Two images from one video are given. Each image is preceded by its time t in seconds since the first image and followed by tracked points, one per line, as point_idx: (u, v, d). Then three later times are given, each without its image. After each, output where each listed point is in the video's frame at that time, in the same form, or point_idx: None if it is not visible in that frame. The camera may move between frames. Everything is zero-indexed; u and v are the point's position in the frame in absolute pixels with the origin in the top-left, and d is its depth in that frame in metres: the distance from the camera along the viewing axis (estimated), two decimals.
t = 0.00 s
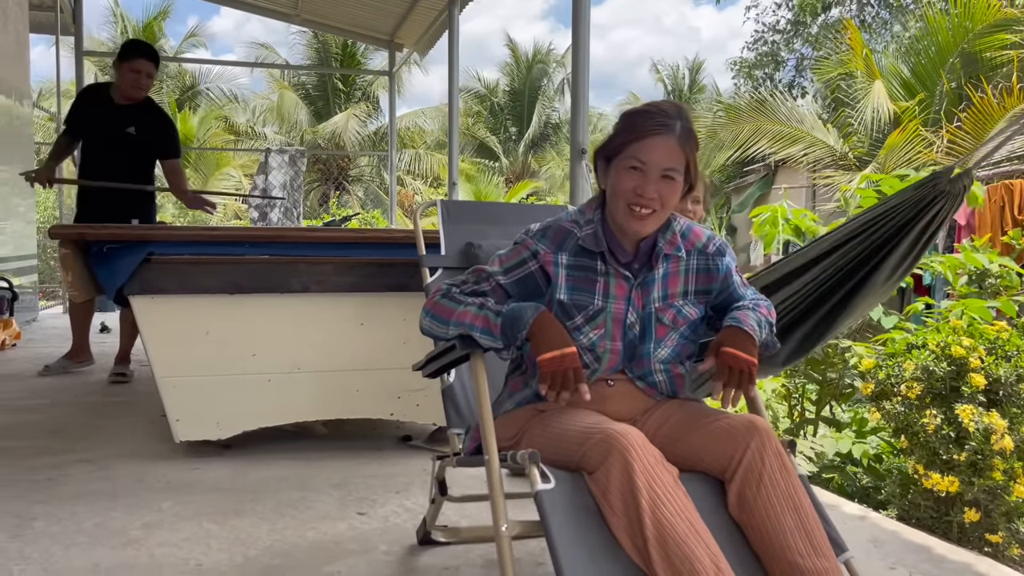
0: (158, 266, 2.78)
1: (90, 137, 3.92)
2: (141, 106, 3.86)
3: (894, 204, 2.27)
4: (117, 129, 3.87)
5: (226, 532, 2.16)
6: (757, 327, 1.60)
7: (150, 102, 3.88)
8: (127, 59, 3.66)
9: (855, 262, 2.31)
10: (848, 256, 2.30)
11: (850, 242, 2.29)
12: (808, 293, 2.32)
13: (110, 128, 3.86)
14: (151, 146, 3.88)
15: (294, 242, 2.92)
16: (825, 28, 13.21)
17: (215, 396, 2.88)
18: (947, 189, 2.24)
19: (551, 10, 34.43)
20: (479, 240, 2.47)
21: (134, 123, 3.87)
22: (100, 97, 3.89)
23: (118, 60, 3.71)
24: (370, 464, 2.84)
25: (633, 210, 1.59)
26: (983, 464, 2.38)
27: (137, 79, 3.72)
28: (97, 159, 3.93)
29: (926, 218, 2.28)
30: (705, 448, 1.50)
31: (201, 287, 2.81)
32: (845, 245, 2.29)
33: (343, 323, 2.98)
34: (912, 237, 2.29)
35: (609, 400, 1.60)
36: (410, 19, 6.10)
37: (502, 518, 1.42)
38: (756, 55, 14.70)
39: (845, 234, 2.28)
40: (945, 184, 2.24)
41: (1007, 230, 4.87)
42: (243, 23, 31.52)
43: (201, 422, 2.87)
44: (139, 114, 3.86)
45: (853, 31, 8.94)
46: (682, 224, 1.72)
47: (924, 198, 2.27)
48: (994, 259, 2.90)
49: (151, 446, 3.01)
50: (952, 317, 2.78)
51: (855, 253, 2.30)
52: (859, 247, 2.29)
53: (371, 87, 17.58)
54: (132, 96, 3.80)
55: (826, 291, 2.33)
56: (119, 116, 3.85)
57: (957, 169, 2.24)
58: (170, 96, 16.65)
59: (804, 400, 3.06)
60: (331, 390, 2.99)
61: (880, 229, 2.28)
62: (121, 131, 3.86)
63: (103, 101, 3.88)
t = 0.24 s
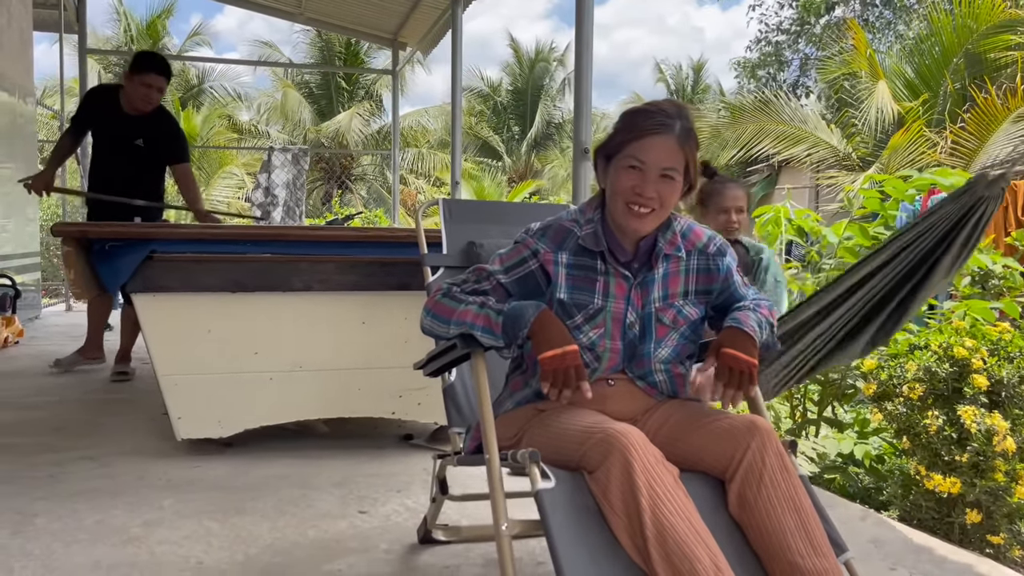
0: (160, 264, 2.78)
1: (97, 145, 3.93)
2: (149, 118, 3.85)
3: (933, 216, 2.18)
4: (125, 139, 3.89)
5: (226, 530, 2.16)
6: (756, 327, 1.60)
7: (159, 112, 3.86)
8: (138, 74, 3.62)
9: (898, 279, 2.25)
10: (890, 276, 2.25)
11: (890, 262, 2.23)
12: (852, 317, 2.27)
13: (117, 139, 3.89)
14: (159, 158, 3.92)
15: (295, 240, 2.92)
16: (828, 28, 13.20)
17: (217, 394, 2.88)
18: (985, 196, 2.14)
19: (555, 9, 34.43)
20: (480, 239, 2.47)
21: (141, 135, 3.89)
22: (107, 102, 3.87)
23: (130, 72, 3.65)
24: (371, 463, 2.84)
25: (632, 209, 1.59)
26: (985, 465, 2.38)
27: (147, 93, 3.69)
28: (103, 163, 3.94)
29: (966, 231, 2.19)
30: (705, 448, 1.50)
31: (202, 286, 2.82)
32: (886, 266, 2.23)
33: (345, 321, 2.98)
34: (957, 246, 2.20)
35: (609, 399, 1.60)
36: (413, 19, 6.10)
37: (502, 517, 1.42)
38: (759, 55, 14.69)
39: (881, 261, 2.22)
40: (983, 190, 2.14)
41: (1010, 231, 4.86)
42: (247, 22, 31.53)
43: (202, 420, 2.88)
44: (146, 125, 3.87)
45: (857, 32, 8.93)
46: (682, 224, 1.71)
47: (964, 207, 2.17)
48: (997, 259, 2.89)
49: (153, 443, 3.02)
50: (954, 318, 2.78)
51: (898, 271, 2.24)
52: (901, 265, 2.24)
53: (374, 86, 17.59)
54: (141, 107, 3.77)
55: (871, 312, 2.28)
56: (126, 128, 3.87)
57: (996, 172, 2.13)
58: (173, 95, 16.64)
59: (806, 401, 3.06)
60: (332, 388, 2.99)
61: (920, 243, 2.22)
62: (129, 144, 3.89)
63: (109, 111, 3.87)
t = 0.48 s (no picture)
0: (162, 262, 2.78)
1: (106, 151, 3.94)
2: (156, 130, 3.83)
3: (970, 213, 1.94)
4: (132, 148, 3.89)
5: (227, 528, 2.16)
6: (756, 326, 1.60)
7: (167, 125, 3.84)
8: (145, 91, 3.61)
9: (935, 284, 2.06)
10: (925, 283, 2.06)
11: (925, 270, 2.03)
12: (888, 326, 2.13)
13: (124, 147, 3.89)
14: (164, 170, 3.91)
15: (298, 238, 2.92)
16: (832, 27, 13.19)
17: (218, 392, 2.89)
18: None
19: (558, 8, 34.42)
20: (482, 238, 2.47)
21: (148, 147, 3.88)
22: (116, 108, 3.87)
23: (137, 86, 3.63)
24: (372, 461, 2.84)
25: (633, 208, 1.59)
26: (987, 466, 2.37)
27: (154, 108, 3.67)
28: (110, 166, 3.94)
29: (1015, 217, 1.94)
30: (705, 447, 1.50)
31: (204, 284, 2.82)
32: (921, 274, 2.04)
33: (347, 320, 2.98)
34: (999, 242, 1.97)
35: (610, 399, 1.60)
36: (416, 17, 6.11)
37: (502, 516, 1.42)
38: (762, 54, 14.69)
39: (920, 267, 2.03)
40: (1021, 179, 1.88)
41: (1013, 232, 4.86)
42: (251, 20, 31.54)
43: (204, 418, 2.89)
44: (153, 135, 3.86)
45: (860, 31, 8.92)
46: (683, 223, 1.71)
47: (1002, 201, 1.92)
48: (999, 259, 2.88)
49: (155, 441, 3.02)
50: (956, 318, 2.78)
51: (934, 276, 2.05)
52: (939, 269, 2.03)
53: (377, 84, 17.59)
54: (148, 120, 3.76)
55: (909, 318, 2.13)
56: (133, 137, 3.87)
57: None
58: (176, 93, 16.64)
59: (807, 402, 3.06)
60: (333, 386, 3.00)
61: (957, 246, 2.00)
62: (135, 154, 3.89)
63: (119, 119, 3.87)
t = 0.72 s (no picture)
0: (163, 260, 2.78)
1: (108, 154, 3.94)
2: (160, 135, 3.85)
3: (981, 208, 2.07)
4: (134, 153, 3.90)
5: (227, 525, 2.16)
6: (756, 325, 1.60)
7: (171, 132, 3.84)
8: (153, 97, 3.61)
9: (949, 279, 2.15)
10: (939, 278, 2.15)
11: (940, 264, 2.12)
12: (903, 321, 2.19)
13: (127, 151, 3.89)
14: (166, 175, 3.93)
15: (298, 236, 2.92)
16: (834, 27, 13.20)
17: (218, 390, 2.89)
18: None
19: (560, 7, 34.42)
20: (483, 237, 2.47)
21: (151, 151, 3.89)
22: (120, 111, 3.88)
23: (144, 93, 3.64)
24: (372, 459, 2.84)
25: (634, 206, 1.59)
26: (987, 467, 2.37)
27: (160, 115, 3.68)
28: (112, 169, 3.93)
29: None
30: (705, 446, 1.50)
31: (205, 282, 2.82)
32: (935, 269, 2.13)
33: (347, 318, 2.98)
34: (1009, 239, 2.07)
35: (610, 398, 1.60)
36: (417, 16, 6.11)
37: (501, 515, 1.42)
38: (764, 54, 14.69)
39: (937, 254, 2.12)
40: None
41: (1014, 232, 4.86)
42: (253, 18, 31.55)
43: (205, 415, 2.89)
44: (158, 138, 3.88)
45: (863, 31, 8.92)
46: (683, 223, 1.71)
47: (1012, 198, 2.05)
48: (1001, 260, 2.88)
49: (155, 438, 3.02)
50: (957, 319, 2.78)
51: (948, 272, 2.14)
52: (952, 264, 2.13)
53: (379, 82, 17.59)
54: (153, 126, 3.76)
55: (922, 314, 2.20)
56: (137, 142, 3.87)
57: None
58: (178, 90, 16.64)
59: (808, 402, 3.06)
60: (333, 384, 3.00)
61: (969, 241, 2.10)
62: (138, 158, 3.90)
63: (123, 123, 3.87)
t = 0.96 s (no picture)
0: (164, 257, 2.78)
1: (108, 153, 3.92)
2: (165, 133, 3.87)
3: (959, 216, 1.94)
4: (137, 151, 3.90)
5: (227, 522, 2.16)
6: (755, 322, 1.59)
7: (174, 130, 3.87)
8: (159, 95, 3.62)
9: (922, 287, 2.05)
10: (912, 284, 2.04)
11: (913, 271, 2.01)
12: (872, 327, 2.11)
13: (131, 149, 3.90)
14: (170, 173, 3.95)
15: (299, 233, 2.92)
16: (836, 26, 13.19)
17: (218, 387, 2.89)
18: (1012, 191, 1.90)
19: (561, 6, 34.39)
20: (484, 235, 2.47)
21: (155, 149, 3.91)
22: (122, 109, 3.87)
23: (150, 91, 3.64)
24: (372, 457, 2.84)
25: (633, 202, 1.59)
26: (988, 466, 2.37)
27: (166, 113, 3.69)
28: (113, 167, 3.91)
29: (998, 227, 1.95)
30: (705, 444, 1.50)
31: (205, 279, 2.81)
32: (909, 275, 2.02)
33: (348, 315, 2.98)
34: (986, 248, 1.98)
35: (609, 395, 1.59)
36: (418, 14, 6.11)
37: (501, 512, 1.42)
38: (766, 52, 14.68)
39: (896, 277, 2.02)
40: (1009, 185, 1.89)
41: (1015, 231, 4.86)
42: (254, 15, 31.54)
43: (205, 412, 2.89)
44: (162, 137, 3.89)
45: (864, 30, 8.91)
46: (682, 220, 1.71)
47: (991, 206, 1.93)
48: (1001, 259, 2.88)
49: (155, 435, 3.02)
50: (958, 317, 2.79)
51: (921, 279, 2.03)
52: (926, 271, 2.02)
53: (380, 80, 17.58)
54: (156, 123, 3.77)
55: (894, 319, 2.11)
56: (141, 140, 3.88)
57: None
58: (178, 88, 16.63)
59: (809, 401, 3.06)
60: (333, 381, 2.99)
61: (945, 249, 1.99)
62: (142, 156, 3.91)
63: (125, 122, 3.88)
